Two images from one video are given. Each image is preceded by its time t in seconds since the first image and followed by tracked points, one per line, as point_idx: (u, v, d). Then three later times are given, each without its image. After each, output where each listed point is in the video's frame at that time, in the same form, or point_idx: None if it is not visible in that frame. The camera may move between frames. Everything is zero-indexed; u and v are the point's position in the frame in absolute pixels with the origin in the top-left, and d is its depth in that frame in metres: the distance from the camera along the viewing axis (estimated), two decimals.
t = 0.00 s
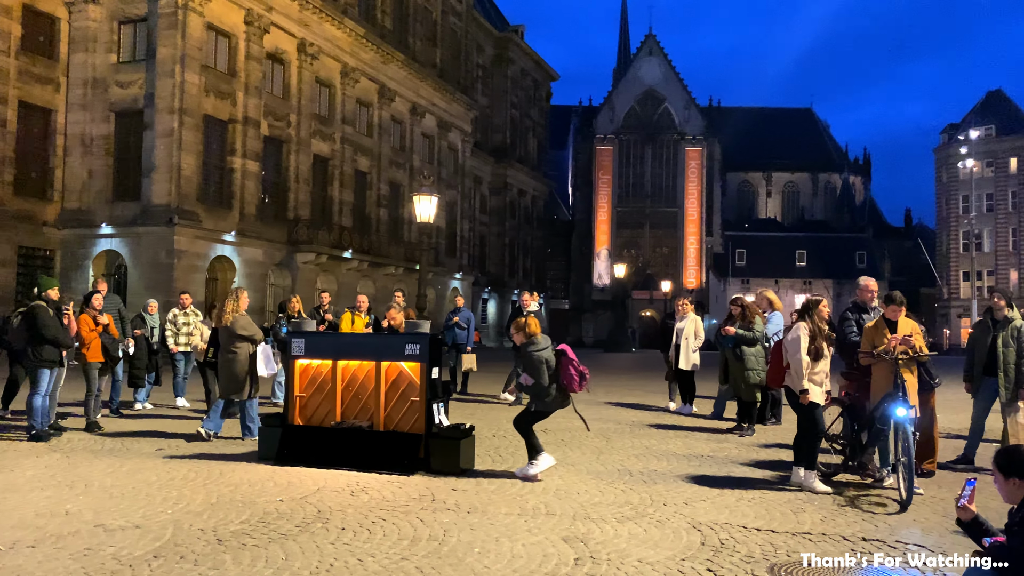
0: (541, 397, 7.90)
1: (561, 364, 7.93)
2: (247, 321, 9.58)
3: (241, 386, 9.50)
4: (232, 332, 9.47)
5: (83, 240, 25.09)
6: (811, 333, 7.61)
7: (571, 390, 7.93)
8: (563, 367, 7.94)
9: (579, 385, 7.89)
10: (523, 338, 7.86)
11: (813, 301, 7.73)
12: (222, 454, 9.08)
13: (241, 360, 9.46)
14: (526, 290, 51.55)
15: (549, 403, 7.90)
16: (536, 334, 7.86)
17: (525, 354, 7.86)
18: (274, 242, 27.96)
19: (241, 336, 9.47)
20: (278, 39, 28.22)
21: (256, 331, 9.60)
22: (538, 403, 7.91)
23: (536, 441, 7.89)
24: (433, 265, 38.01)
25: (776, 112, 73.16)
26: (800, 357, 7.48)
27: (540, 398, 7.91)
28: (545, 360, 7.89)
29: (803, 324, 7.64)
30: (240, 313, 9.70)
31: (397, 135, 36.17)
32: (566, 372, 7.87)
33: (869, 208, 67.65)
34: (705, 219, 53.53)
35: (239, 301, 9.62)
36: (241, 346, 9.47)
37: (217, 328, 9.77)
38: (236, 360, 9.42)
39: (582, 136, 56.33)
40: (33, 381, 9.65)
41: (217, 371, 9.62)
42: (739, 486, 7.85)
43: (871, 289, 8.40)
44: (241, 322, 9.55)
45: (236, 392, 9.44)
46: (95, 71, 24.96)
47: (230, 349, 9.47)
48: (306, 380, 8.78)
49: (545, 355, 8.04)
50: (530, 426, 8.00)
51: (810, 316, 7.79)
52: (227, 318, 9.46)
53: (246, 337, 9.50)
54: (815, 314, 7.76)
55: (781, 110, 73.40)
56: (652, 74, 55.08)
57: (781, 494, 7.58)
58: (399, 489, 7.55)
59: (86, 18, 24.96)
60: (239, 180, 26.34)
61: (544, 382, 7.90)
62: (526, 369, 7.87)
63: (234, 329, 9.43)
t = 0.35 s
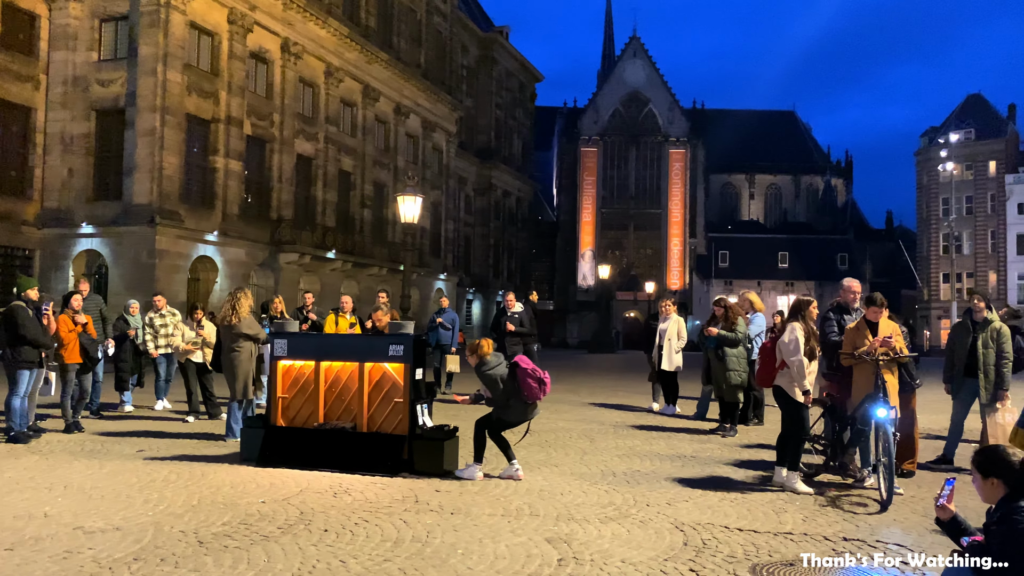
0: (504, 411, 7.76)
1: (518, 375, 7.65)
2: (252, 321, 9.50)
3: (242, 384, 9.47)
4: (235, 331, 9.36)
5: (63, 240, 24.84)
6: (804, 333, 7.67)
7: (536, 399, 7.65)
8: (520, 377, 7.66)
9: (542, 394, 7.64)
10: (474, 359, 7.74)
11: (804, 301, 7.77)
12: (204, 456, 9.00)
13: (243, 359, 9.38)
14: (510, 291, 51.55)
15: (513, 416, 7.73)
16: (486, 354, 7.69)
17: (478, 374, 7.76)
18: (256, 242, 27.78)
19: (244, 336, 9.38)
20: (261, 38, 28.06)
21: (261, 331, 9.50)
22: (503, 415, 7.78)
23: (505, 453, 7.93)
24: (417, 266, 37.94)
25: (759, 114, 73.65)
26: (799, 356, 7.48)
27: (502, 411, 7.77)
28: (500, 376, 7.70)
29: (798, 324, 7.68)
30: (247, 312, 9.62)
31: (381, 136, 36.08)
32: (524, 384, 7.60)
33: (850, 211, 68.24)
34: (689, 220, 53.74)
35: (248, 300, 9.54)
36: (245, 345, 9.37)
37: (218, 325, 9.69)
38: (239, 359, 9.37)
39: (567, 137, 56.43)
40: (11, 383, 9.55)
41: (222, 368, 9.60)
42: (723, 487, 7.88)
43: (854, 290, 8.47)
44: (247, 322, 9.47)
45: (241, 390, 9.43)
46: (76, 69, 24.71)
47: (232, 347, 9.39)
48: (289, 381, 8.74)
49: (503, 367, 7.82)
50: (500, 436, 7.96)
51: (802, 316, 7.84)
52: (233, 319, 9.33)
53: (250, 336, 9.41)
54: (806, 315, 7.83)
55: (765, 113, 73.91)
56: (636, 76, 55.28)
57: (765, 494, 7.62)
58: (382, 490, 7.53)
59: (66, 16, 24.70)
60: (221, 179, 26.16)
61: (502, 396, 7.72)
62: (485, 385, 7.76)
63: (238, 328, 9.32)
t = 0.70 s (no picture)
0: (474, 429, 7.78)
1: (489, 396, 7.70)
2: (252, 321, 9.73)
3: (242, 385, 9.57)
4: (235, 332, 9.60)
5: (44, 240, 24.59)
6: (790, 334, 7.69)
7: (506, 421, 7.71)
8: (491, 398, 7.72)
9: (512, 414, 7.70)
10: (446, 379, 7.69)
11: (790, 303, 7.76)
12: (186, 458, 8.93)
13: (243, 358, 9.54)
14: (496, 292, 51.48)
15: (484, 434, 7.76)
16: (458, 374, 7.64)
17: (448, 394, 7.71)
18: (240, 242, 27.60)
19: (245, 336, 9.60)
20: (245, 38, 27.89)
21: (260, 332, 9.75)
22: (474, 433, 7.80)
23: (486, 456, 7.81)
24: (403, 266, 37.84)
25: (743, 116, 74.04)
26: (785, 359, 7.49)
27: (473, 429, 7.79)
28: (472, 397, 7.72)
29: (785, 326, 7.70)
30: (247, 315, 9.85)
31: (367, 136, 35.97)
32: (495, 404, 7.65)
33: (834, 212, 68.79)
34: (674, 222, 53.92)
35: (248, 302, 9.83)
36: (243, 344, 9.56)
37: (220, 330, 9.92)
38: (238, 358, 9.52)
39: (552, 138, 56.50)
40: None
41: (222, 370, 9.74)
42: (706, 488, 7.90)
43: (838, 291, 8.50)
44: (246, 324, 9.71)
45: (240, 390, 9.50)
46: (57, 67, 24.49)
47: (232, 347, 9.58)
48: (272, 382, 8.70)
49: (474, 387, 7.82)
50: (469, 449, 7.97)
51: (789, 318, 7.86)
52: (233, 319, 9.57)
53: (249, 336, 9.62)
54: (793, 317, 7.82)
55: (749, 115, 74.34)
56: (622, 77, 55.51)
57: (750, 495, 7.65)
58: (367, 491, 7.49)
59: (48, 14, 24.48)
60: (205, 179, 25.98)
61: (473, 415, 7.75)
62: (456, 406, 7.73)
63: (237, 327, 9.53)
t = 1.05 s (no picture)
0: (457, 435, 7.78)
1: (472, 401, 7.70)
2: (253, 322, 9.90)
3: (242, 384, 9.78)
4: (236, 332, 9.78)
5: (27, 240, 24.38)
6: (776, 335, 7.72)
7: (489, 425, 7.73)
8: (474, 403, 7.73)
9: (495, 419, 7.71)
10: (429, 385, 7.66)
11: (777, 303, 7.79)
12: (170, 459, 8.88)
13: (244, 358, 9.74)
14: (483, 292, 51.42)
15: (468, 440, 7.77)
16: (441, 381, 7.60)
17: (431, 400, 7.69)
18: (225, 243, 27.45)
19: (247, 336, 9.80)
20: (231, 37, 27.75)
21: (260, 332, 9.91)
22: (457, 438, 7.81)
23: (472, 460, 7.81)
24: (389, 267, 37.74)
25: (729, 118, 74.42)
26: (771, 360, 7.52)
27: (456, 434, 7.79)
28: (455, 404, 7.68)
29: (771, 327, 7.73)
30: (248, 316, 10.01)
31: (353, 136, 35.87)
32: (478, 410, 7.66)
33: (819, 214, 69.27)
34: (660, 223, 54.10)
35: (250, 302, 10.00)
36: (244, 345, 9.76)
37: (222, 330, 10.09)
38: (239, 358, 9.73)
39: (539, 139, 56.55)
40: None
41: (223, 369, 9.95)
42: (691, 488, 7.94)
43: (817, 293, 8.58)
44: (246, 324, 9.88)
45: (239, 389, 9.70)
46: (41, 66, 24.29)
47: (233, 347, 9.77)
48: (258, 383, 8.65)
49: (457, 394, 7.78)
50: (454, 452, 7.98)
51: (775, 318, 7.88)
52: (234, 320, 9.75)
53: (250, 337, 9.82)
54: (778, 318, 7.85)
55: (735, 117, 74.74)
56: (608, 78, 55.71)
57: (735, 494, 7.70)
58: (353, 493, 7.47)
59: (31, 12, 24.27)
60: (190, 179, 25.83)
61: (456, 421, 7.75)
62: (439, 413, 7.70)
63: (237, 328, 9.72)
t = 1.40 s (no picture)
0: (444, 437, 7.78)
1: (460, 405, 7.70)
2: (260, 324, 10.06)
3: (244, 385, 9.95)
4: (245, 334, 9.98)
5: (11, 240, 24.17)
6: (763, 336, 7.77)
7: (477, 429, 7.72)
8: (462, 406, 7.73)
9: (483, 423, 7.70)
10: (417, 388, 7.65)
11: (762, 305, 7.84)
12: (157, 461, 8.82)
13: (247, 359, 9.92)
14: (471, 294, 51.34)
15: (455, 443, 7.76)
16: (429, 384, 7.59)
17: (419, 403, 7.67)
18: (212, 244, 27.32)
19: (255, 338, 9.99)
20: (218, 38, 27.61)
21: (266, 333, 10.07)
22: (444, 441, 7.80)
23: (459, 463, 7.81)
24: (377, 268, 37.67)
25: (716, 120, 74.77)
26: (757, 361, 7.54)
27: (443, 438, 7.79)
28: (443, 407, 7.68)
29: (757, 327, 7.76)
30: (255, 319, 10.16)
31: (341, 137, 35.78)
32: (466, 413, 7.65)
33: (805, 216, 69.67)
34: (648, 224, 54.31)
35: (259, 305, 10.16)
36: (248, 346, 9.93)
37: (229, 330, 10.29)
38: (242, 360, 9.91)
39: (528, 140, 56.58)
40: None
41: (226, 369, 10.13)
42: (680, 487, 7.97)
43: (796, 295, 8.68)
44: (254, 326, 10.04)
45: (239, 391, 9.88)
46: (25, 65, 24.10)
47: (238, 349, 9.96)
48: (245, 385, 8.59)
49: (444, 396, 7.78)
50: (441, 454, 7.98)
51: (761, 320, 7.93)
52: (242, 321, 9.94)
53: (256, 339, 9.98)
54: (764, 318, 7.90)
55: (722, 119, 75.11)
56: (596, 80, 55.91)
57: (722, 494, 7.74)
58: (341, 494, 7.45)
59: (16, 11, 24.05)
60: (177, 180, 25.69)
61: (443, 424, 7.74)
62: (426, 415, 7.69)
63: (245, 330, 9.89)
